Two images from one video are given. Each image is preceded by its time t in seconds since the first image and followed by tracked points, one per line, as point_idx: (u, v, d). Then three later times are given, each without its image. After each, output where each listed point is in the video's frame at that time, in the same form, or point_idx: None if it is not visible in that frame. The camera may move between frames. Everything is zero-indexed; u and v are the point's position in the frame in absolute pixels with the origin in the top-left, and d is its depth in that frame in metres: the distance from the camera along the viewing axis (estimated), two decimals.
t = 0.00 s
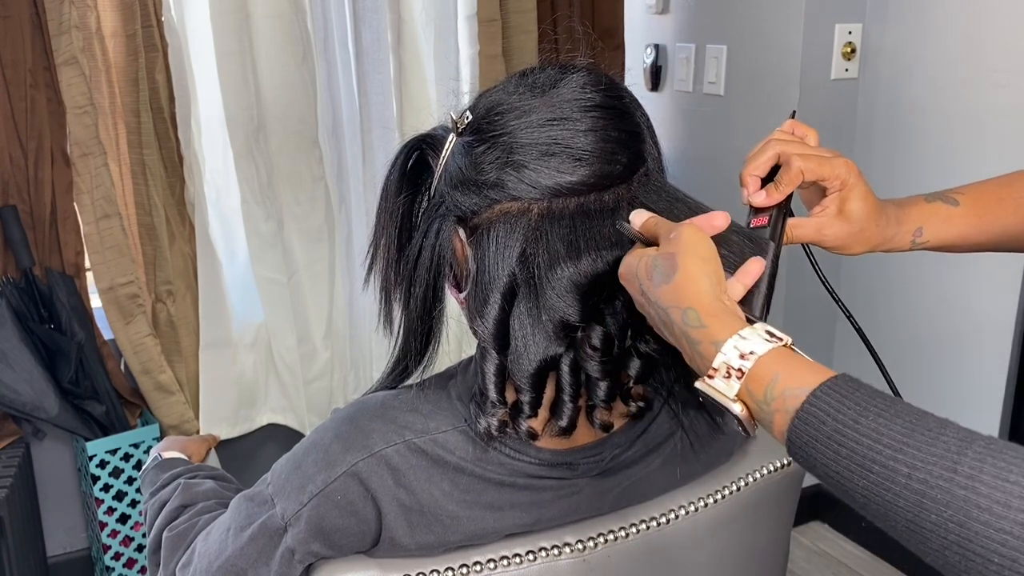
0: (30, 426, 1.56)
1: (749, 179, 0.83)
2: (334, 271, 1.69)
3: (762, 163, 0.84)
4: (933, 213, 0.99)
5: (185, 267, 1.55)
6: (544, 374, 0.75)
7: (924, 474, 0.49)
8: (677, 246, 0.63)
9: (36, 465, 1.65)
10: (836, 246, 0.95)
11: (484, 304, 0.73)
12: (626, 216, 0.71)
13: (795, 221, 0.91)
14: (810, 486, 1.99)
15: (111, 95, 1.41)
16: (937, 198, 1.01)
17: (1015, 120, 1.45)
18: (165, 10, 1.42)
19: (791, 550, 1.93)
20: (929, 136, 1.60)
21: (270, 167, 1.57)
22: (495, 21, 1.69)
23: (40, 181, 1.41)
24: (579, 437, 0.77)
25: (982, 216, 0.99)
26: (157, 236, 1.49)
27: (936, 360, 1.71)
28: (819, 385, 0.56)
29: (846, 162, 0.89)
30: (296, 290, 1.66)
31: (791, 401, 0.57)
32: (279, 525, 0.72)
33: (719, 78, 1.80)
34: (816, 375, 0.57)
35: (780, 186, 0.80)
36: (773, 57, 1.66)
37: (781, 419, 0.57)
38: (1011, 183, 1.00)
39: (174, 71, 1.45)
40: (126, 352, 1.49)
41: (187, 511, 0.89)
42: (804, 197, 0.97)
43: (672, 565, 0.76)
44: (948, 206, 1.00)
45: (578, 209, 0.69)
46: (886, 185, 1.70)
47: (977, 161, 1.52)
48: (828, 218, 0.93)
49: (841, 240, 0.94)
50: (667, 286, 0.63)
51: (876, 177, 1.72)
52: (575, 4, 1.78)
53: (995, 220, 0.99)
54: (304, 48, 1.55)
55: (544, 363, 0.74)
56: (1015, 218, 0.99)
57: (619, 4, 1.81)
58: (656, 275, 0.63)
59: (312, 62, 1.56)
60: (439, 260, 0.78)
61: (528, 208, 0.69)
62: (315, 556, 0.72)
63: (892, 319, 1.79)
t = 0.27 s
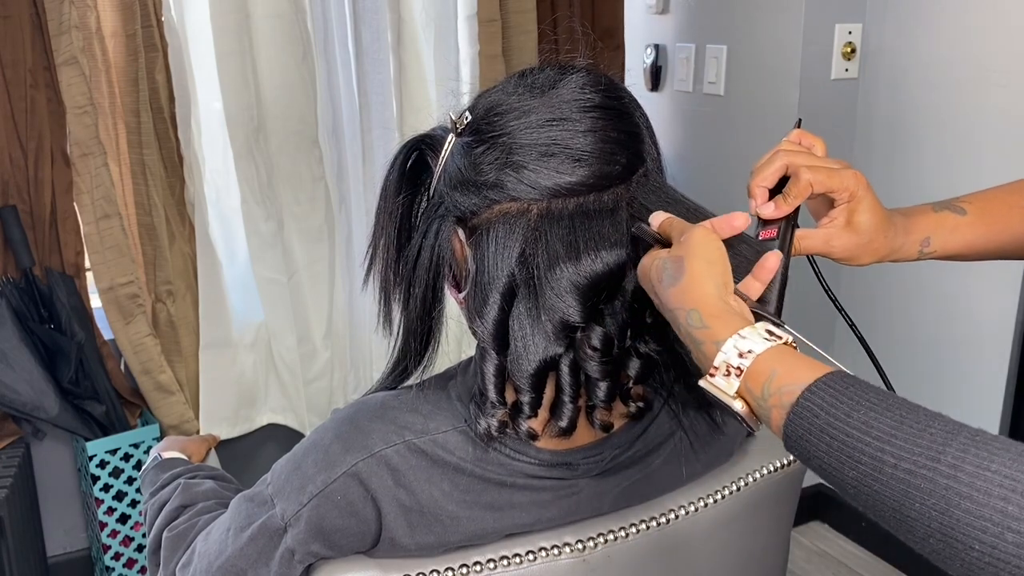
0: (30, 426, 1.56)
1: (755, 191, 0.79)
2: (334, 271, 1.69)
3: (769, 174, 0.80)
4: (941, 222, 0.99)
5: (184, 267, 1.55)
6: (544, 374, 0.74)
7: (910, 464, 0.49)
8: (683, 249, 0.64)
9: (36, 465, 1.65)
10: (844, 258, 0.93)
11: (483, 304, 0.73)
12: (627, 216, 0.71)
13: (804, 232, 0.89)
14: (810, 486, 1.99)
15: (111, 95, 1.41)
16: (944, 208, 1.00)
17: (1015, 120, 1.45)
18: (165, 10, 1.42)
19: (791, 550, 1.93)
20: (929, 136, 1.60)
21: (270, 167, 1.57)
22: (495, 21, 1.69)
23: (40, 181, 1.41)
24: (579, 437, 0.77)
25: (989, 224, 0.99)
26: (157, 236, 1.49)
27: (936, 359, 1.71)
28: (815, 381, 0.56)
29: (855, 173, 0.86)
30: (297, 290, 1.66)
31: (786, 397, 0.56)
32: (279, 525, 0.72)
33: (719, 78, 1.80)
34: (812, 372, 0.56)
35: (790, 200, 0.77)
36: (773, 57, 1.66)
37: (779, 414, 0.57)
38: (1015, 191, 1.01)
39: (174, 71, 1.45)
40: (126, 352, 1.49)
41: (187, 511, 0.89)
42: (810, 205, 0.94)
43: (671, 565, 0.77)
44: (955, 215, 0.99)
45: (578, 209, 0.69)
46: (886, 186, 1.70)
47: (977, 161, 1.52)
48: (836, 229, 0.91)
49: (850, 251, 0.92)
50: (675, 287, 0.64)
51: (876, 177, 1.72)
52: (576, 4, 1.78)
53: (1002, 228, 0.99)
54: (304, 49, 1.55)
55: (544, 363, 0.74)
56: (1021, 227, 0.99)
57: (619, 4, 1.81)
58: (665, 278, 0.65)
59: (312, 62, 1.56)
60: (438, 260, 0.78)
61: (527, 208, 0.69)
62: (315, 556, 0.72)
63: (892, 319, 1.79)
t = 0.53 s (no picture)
0: (30, 426, 1.56)
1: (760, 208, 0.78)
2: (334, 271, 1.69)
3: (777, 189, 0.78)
4: (946, 238, 0.97)
5: (184, 267, 1.55)
6: (542, 372, 0.74)
7: (910, 457, 0.50)
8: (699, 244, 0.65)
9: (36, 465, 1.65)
10: (849, 274, 0.91)
11: (479, 305, 0.73)
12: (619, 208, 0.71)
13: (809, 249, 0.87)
14: (810, 485, 1.99)
15: (111, 95, 1.42)
16: (950, 222, 1.00)
17: (1015, 120, 1.45)
18: (165, 10, 1.42)
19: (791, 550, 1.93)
20: (929, 136, 1.60)
21: (270, 168, 1.57)
22: (496, 21, 1.69)
23: (41, 181, 1.42)
24: (578, 435, 0.76)
25: (996, 237, 0.99)
26: (157, 236, 1.49)
27: (936, 359, 1.71)
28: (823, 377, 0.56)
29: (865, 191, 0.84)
30: (296, 290, 1.66)
31: (795, 392, 0.57)
32: (279, 525, 0.72)
33: (719, 78, 1.80)
34: (822, 368, 0.56)
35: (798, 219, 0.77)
36: (773, 57, 1.66)
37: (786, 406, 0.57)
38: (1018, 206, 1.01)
39: (174, 71, 1.45)
40: (126, 352, 1.49)
41: (187, 511, 0.89)
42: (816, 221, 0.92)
43: (671, 564, 0.77)
44: (962, 229, 0.99)
45: (570, 204, 0.69)
46: (886, 186, 1.70)
47: (976, 161, 1.52)
48: (841, 245, 0.89)
49: (855, 267, 0.90)
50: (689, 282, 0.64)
51: (876, 177, 1.72)
52: (575, 4, 1.78)
53: (1008, 242, 0.99)
54: (304, 49, 1.55)
55: (542, 360, 0.73)
56: None
57: (618, 4, 1.81)
58: (681, 272, 0.65)
59: (312, 62, 1.57)
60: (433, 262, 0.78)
61: (520, 206, 0.69)
62: (315, 556, 0.72)
63: (892, 319, 1.79)
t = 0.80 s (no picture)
0: (30, 426, 1.56)
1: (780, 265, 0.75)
2: (334, 270, 1.69)
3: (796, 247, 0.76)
4: (964, 275, 0.98)
5: (184, 267, 1.55)
6: (536, 366, 0.75)
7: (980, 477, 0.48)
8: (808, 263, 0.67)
9: (37, 465, 1.65)
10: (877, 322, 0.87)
11: (470, 300, 0.74)
12: (606, 197, 0.70)
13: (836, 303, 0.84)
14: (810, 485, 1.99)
15: (111, 95, 1.42)
16: (971, 258, 1.00)
17: (1016, 119, 1.44)
18: (165, 10, 1.42)
19: (792, 550, 1.93)
20: (929, 136, 1.60)
21: (270, 168, 1.57)
22: (495, 21, 1.69)
23: (41, 181, 1.42)
24: (575, 430, 0.76)
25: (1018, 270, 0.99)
26: (157, 236, 1.49)
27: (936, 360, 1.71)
28: (930, 394, 0.53)
29: (880, 242, 0.82)
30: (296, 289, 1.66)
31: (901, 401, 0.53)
32: (278, 524, 0.72)
33: (719, 78, 1.80)
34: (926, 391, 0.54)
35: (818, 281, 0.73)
36: (773, 57, 1.66)
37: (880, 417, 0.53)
38: None
39: (174, 71, 1.45)
40: (126, 352, 1.49)
41: (187, 510, 0.89)
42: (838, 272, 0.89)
43: (671, 564, 0.76)
44: (984, 265, 0.99)
45: (557, 195, 0.69)
46: (886, 186, 1.70)
47: (977, 161, 1.52)
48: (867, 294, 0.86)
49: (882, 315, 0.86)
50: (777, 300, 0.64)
51: (877, 177, 1.72)
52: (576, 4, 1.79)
53: None
54: (304, 49, 1.55)
55: (536, 354, 0.74)
56: None
57: (618, 4, 1.81)
58: (783, 271, 0.65)
59: (312, 63, 1.57)
60: (421, 261, 0.78)
61: (507, 200, 0.69)
62: (315, 555, 0.72)
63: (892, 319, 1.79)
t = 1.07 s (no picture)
0: (30, 426, 1.56)
1: (804, 292, 0.85)
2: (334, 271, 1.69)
3: (813, 275, 0.86)
4: (993, 291, 1.03)
5: (185, 267, 1.55)
6: (536, 366, 0.74)
7: None
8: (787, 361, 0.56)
9: (37, 465, 1.65)
10: (901, 336, 0.98)
11: (471, 300, 0.73)
12: (607, 197, 0.70)
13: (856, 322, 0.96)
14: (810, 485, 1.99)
15: (111, 95, 1.42)
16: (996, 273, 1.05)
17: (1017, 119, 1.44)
18: (165, 10, 1.42)
19: (791, 550, 1.93)
20: (929, 136, 1.60)
21: (270, 168, 1.57)
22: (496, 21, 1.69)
23: (41, 181, 1.42)
24: (574, 430, 0.76)
25: None
26: (157, 236, 1.49)
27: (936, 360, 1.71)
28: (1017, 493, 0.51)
29: (890, 262, 0.92)
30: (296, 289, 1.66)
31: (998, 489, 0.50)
32: (277, 524, 0.72)
33: (719, 78, 1.80)
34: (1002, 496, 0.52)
35: (836, 295, 0.80)
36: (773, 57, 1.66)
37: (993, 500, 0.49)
38: None
39: (174, 71, 1.45)
40: (126, 352, 1.49)
41: (187, 510, 0.89)
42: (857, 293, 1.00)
43: (669, 563, 0.76)
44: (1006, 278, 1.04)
45: (558, 195, 0.69)
46: (886, 185, 1.70)
47: (977, 161, 1.52)
48: (886, 312, 0.97)
49: (905, 329, 0.98)
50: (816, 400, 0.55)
51: (876, 177, 1.72)
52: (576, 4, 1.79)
53: None
54: (304, 49, 1.55)
55: (536, 354, 0.74)
56: None
57: (618, 4, 1.81)
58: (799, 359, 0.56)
59: (312, 63, 1.57)
60: (422, 261, 0.78)
61: (508, 199, 0.69)
62: (315, 556, 0.72)
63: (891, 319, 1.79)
